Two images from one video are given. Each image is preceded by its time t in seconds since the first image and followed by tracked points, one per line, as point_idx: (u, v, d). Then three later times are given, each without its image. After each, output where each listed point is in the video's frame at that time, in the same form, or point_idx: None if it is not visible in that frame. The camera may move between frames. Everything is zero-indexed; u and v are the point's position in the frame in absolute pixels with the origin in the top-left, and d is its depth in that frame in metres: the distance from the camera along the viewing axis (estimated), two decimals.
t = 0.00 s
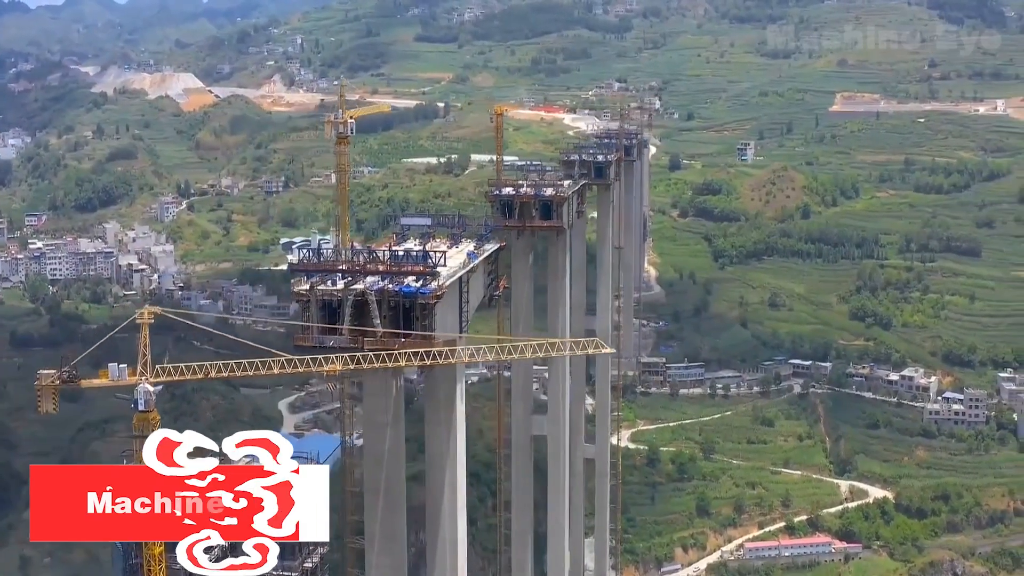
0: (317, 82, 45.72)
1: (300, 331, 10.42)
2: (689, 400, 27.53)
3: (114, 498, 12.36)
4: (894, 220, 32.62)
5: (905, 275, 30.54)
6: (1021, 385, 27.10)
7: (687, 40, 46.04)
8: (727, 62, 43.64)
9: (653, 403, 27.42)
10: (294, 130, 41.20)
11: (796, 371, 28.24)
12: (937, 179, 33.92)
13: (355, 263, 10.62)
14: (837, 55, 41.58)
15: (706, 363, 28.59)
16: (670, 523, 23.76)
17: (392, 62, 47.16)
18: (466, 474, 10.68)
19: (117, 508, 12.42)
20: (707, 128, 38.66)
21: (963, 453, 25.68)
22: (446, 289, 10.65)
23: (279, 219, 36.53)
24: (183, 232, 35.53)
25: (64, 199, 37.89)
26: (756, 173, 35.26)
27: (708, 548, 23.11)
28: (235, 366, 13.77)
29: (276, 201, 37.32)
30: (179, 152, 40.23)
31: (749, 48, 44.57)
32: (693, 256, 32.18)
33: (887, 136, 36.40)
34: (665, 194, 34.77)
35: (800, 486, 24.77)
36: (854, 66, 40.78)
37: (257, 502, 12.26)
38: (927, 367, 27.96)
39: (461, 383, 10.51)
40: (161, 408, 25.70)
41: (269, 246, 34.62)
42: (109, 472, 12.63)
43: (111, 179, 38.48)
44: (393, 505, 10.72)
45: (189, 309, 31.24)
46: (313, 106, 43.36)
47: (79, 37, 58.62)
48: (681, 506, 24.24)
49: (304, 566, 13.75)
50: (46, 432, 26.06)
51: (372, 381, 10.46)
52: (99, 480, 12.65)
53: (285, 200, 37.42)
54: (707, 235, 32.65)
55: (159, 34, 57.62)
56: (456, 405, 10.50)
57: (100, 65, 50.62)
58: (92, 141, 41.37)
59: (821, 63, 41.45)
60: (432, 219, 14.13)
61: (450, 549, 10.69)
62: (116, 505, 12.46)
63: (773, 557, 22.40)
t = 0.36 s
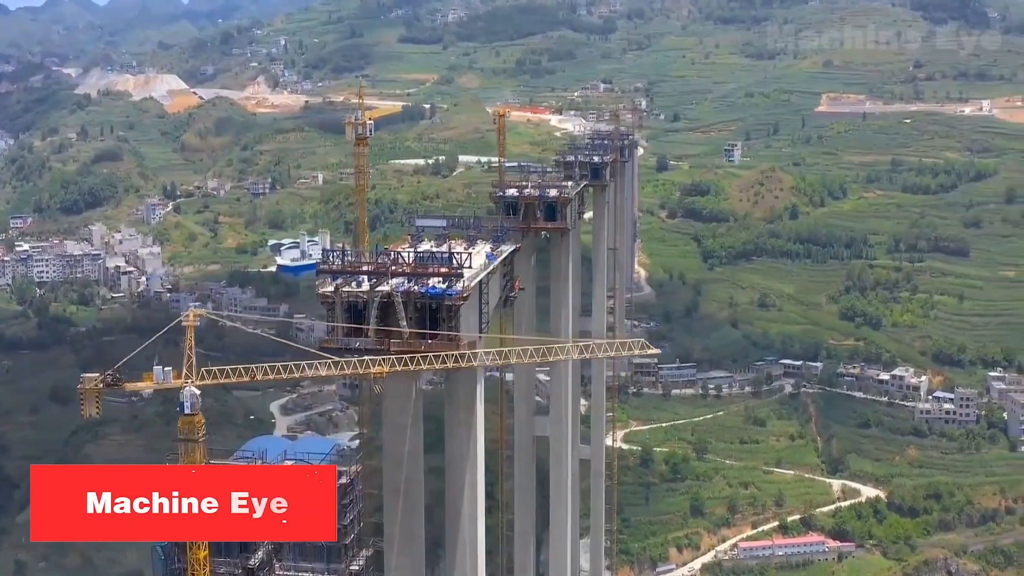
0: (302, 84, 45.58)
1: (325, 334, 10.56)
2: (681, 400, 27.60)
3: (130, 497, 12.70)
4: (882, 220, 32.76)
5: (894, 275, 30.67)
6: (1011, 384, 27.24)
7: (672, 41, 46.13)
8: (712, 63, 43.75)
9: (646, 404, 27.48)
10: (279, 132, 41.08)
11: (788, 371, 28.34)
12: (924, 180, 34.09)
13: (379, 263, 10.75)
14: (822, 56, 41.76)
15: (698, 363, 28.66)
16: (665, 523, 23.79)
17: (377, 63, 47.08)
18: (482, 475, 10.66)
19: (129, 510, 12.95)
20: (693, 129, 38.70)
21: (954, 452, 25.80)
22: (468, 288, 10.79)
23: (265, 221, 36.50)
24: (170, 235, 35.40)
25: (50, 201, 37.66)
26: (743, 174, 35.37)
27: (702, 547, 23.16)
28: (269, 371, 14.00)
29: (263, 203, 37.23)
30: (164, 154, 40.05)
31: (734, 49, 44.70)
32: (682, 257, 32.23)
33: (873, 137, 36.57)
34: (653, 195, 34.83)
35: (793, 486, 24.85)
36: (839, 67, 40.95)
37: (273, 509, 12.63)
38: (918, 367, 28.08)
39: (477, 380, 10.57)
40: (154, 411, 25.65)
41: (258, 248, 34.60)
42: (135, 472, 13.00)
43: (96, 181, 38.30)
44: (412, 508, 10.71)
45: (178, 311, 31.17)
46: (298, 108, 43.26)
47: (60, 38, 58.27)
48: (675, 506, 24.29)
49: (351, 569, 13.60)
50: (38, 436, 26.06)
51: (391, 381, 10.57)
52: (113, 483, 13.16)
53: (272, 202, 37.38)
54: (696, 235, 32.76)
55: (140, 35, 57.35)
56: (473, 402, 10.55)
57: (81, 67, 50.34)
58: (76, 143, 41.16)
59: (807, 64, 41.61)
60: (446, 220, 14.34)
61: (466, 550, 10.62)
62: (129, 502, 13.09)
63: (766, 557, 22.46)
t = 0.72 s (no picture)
0: (285, 85, 45.43)
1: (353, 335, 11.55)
2: (673, 400, 27.67)
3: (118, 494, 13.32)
4: (870, 220, 32.89)
5: (882, 275, 30.82)
6: (1000, 383, 27.37)
7: (656, 42, 46.23)
8: (697, 64, 43.84)
9: (638, 404, 27.53)
10: (264, 133, 40.94)
11: (778, 371, 28.43)
12: (910, 180, 34.28)
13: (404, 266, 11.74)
14: (807, 57, 41.97)
15: (688, 364, 28.73)
16: (659, 523, 23.83)
17: (361, 64, 47.01)
18: (502, 479, 11.49)
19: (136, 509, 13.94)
20: (679, 129, 38.74)
21: (945, 451, 25.95)
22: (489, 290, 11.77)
23: (252, 222, 36.35)
24: (157, 237, 35.26)
25: (34, 204, 37.42)
26: (730, 174, 35.48)
27: (695, 547, 23.23)
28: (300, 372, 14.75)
29: (249, 205, 37.12)
30: (148, 155, 39.84)
31: (718, 50, 44.84)
32: (671, 257, 32.21)
33: (859, 137, 36.74)
34: (640, 196, 34.82)
35: (785, 485, 24.96)
36: (824, 67, 41.16)
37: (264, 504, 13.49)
38: (907, 366, 28.22)
39: (498, 391, 11.48)
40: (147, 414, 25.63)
41: (245, 249, 34.48)
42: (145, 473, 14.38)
43: (81, 183, 38.09)
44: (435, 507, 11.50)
45: (166, 313, 31.05)
46: (282, 109, 43.11)
47: (39, 39, 57.85)
48: (669, 506, 24.35)
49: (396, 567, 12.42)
50: (28, 439, 26.01)
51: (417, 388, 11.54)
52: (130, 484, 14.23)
53: (258, 203, 37.25)
54: (684, 235, 32.77)
55: (120, 37, 57.04)
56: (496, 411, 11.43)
57: (62, 67, 50.00)
58: (59, 145, 40.92)
59: (791, 65, 41.77)
60: (463, 224, 14.68)
61: (489, 548, 11.41)
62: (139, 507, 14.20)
63: (760, 556, 22.57)
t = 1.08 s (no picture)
0: (270, 86, 45.27)
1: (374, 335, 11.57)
2: (665, 400, 27.74)
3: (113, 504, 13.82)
4: (858, 220, 33.01)
5: (871, 274, 30.91)
6: (990, 381, 27.50)
7: (641, 43, 46.34)
8: (683, 65, 43.93)
9: (630, 404, 27.58)
10: (250, 135, 40.80)
11: (769, 371, 28.51)
12: (898, 180, 34.44)
13: (426, 266, 11.82)
14: (792, 57, 42.15)
15: (679, 364, 28.74)
16: (653, 522, 23.86)
17: (346, 65, 46.93)
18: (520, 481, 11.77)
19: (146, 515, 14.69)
20: (667, 129, 38.76)
21: (937, 450, 26.08)
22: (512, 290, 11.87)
23: (239, 223, 36.19)
24: (144, 238, 35.11)
25: (19, 205, 37.18)
26: (718, 175, 35.55)
27: (689, 547, 23.26)
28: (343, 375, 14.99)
29: (236, 206, 36.99)
30: (133, 157, 39.65)
31: (703, 51, 44.96)
32: (661, 258, 32.18)
33: (846, 137, 36.89)
34: (628, 196, 34.77)
35: (777, 484, 25.04)
36: (809, 67, 41.36)
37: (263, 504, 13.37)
38: (898, 365, 28.35)
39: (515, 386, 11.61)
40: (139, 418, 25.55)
41: (234, 250, 34.30)
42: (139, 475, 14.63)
43: (67, 184, 37.88)
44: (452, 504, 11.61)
45: (155, 315, 30.91)
46: (267, 110, 42.97)
47: (19, 39, 57.46)
48: (662, 506, 24.37)
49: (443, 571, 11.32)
50: (19, 441, 25.84)
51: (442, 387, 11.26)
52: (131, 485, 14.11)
53: (245, 204, 37.11)
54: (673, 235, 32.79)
55: (102, 38, 56.77)
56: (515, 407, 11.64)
57: (44, 69, 49.71)
58: (44, 147, 40.69)
59: (777, 65, 41.91)
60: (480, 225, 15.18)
61: (507, 550, 11.51)
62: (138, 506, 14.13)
63: (754, 555, 22.63)
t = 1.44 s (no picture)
0: (250, 87, 45.09)
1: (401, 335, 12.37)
2: (655, 400, 27.86)
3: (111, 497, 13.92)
4: (842, 220, 33.17)
5: (857, 274, 30.99)
6: (976, 379, 27.67)
7: (622, 43, 46.48)
8: (665, 65, 44.08)
9: (619, 404, 27.67)
10: (232, 135, 40.63)
11: (756, 370, 28.60)
12: (881, 179, 34.64)
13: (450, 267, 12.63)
14: (774, 58, 42.38)
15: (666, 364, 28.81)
16: (644, 521, 23.92)
17: (327, 66, 46.84)
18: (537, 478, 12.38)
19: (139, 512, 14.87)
20: (650, 129, 38.81)
21: (924, 447, 26.25)
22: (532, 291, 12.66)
23: (223, 225, 36.05)
24: (126, 240, 34.93)
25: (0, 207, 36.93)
26: (702, 175, 35.62)
27: (680, 546, 23.33)
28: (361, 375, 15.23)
29: (219, 207, 36.84)
30: (114, 158, 39.44)
31: (684, 52, 45.13)
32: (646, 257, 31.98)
33: (829, 137, 37.08)
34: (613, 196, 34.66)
35: (766, 483, 25.16)
36: (791, 67, 41.59)
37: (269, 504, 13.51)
38: (884, 364, 28.52)
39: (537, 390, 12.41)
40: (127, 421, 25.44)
41: (218, 251, 34.13)
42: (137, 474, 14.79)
43: (48, 186, 37.65)
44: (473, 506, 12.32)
45: (140, 317, 30.78)
46: (248, 111, 42.81)
47: None
48: (653, 505, 24.44)
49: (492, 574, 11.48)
50: (5, 444, 25.66)
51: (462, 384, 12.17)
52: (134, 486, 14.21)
53: (228, 205, 36.96)
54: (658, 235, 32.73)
55: (79, 39, 56.48)
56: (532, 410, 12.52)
57: (21, 70, 49.41)
58: (24, 149, 40.45)
59: (759, 66, 42.11)
60: (495, 225, 15.41)
61: (525, 549, 12.32)
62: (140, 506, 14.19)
63: (744, 553, 22.73)
